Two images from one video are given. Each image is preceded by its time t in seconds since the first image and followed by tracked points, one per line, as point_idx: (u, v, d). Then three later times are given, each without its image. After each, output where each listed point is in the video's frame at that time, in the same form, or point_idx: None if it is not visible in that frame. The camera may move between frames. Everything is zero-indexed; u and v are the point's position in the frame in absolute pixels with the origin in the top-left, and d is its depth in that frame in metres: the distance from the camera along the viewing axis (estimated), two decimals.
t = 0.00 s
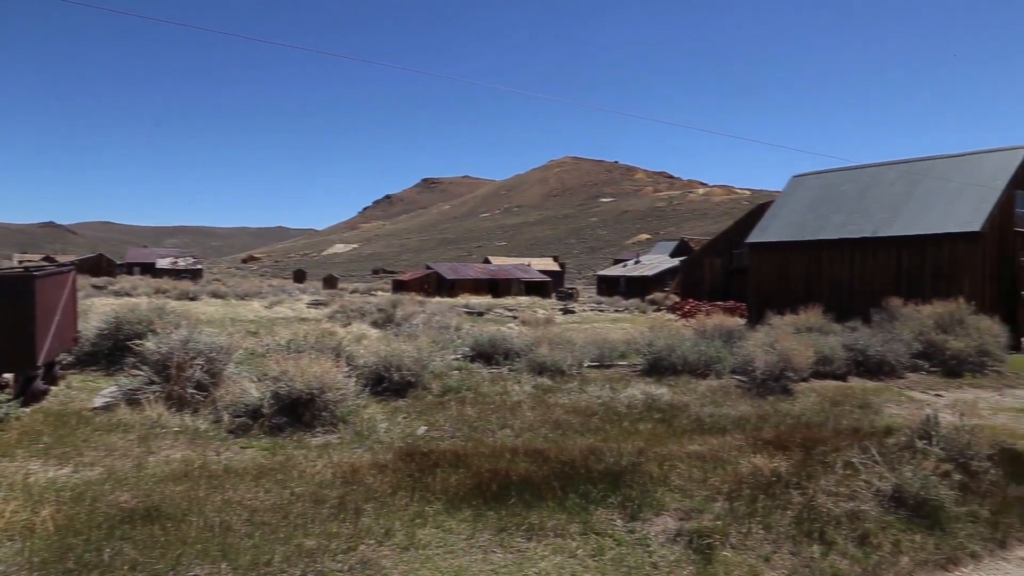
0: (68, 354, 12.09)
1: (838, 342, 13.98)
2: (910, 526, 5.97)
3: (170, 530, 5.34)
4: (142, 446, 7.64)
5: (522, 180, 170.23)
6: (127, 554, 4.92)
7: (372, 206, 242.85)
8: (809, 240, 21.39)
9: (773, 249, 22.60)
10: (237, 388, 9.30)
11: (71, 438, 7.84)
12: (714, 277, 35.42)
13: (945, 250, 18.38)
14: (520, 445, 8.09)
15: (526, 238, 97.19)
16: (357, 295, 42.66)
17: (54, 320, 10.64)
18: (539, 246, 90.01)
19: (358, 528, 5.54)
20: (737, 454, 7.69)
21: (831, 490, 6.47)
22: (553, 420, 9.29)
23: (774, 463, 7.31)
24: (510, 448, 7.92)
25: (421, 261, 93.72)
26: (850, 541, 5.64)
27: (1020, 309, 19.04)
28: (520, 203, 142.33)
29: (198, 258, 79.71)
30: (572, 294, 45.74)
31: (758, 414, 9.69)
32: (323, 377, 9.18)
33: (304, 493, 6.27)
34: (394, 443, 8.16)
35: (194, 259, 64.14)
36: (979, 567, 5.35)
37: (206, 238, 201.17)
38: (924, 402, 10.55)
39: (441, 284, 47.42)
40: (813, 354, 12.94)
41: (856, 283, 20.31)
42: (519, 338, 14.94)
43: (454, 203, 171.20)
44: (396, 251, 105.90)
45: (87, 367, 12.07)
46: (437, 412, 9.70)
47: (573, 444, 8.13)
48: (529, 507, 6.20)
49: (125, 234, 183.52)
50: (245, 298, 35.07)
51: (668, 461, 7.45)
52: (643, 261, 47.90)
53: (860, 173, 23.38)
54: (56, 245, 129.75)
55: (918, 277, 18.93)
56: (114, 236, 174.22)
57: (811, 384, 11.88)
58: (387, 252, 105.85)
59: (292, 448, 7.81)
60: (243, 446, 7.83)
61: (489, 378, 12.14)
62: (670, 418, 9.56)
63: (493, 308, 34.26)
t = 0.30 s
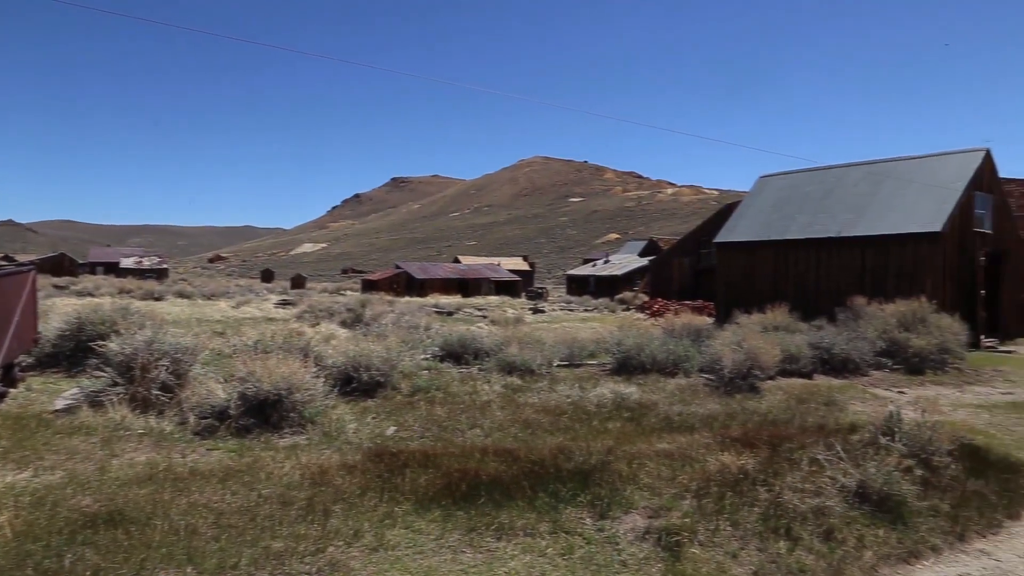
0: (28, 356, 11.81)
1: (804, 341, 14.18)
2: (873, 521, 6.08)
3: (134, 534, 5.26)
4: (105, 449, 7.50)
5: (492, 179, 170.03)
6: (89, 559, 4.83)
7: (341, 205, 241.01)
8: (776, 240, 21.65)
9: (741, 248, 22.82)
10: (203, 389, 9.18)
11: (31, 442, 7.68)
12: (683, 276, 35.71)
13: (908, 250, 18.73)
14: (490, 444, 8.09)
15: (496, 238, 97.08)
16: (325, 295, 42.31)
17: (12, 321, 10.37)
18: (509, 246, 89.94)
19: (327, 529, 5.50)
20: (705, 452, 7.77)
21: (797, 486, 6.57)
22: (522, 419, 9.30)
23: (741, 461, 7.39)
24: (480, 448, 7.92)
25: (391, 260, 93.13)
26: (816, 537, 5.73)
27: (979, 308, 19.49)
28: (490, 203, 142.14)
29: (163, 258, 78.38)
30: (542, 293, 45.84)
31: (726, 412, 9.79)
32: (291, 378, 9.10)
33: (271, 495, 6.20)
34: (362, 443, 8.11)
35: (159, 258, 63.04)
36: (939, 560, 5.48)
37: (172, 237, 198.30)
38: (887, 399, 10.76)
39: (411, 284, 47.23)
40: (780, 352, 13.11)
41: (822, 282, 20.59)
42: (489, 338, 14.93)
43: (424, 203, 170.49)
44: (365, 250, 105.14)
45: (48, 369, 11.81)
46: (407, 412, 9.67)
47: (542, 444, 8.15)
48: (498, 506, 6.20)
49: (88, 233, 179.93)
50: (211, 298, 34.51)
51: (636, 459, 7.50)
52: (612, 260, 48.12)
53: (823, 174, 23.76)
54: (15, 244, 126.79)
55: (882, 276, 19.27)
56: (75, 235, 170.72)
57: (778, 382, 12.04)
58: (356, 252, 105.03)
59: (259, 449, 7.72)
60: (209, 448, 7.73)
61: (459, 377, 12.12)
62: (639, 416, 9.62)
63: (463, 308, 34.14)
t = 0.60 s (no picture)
0: None
1: (771, 340, 14.35)
2: (839, 516, 6.17)
3: (97, 539, 5.17)
4: (67, 452, 7.36)
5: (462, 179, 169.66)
6: (50, 566, 4.73)
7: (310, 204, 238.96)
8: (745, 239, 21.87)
9: (710, 248, 23.00)
10: (168, 390, 9.06)
11: None
12: (653, 276, 35.92)
13: (874, 250, 19.05)
14: (460, 445, 8.08)
15: (466, 237, 96.88)
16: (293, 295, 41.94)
17: None
18: (480, 246, 89.80)
19: (295, 531, 5.45)
20: (673, 450, 7.83)
21: (764, 484, 6.65)
22: (492, 419, 9.31)
23: (709, 459, 7.47)
24: (450, 448, 7.90)
25: (361, 260, 92.48)
26: (782, 533, 5.81)
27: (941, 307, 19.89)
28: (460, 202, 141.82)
29: (127, 257, 77.02)
30: (512, 293, 45.88)
31: (695, 411, 9.88)
32: (259, 378, 9.00)
33: (238, 497, 6.14)
34: (332, 444, 8.06)
35: (123, 258, 61.96)
36: (902, 554, 5.59)
37: (137, 236, 195.22)
38: (852, 397, 10.94)
39: (381, 283, 47.07)
40: (748, 351, 13.25)
41: (790, 281, 20.84)
42: (459, 338, 14.91)
43: (394, 202, 169.62)
44: (335, 250, 104.30)
45: (8, 371, 11.56)
46: (377, 412, 9.62)
47: (513, 443, 8.16)
48: (468, 506, 6.20)
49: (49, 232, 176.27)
50: (177, 298, 34.00)
51: (606, 458, 7.55)
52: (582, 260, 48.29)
53: (790, 175, 24.09)
54: None
55: (848, 275, 19.57)
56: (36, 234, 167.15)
57: (746, 381, 12.18)
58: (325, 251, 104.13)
59: (226, 451, 7.64)
60: (175, 450, 7.62)
61: (429, 378, 12.09)
62: (609, 416, 9.68)
63: (433, 308, 34.01)
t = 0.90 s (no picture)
0: None
1: (738, 339, 14.51)
2: (804, 513, 6.26)
3: (57, 546, 5.07)
4: (25, 456, 7.20)
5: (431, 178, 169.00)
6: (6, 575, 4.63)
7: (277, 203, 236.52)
8: (712, 239, 22.11)
9: (678, 249, 23.18)
10: (131, 392, 8.91)
11: None
12: (621, 276, 36.14)
13: (838, 249, 19.37)
14: (430, 445, 8.06)
15: (436, 237, 96.57)
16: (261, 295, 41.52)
17: None
18: (450, 245, 89.56)
19: (262, 534, 5.40)
20: (642, 449, 7.89)
21: (731, 481, 6.73)
22: (462, 419, 9.29)
23: (677, 457, 7.53)
24: (419, 448, 7.87)
25: (329, 260, 91.69)
26: (749, 530, 5.88)
27: (903, 306, 20.28)
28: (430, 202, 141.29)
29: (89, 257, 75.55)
30: (482, 293, 45.86)
31: (663, 409, 9.96)
32: (224, 380, 8.89)
33: (203, 500, 6.06)
34: (299, 445, 7.99)
35: (86, 258, 60.82)
36: (865, 549, 5.69)
37: (99, 235, 191.72)
38: (817, 395, 11.12)
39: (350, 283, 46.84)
40: (715, 350, 13.39)
41: (757, 281, 21.10)
42: (428, 338, 14.86)
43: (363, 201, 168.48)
44: (303, 250, 103.33)
45: None
46: (345, 413, 9.56)
47: (482, 443, 8.16)
48: (437, 507, 6.18)
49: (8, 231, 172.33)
50: (142, 298, 33.50)
51: (575, 457, 7.58)
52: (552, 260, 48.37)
53: (756, 177, 24.41)
54: None
55: (813, 274, 19.87)
56: None
57: (713, 380, 12.31)
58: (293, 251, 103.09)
59: (191, 453, 7.54)
60: (139, 454, 7.50)
61: (397, 378, 12.04)
62: (578, 415, 9.72)
63: (402, 308, 33.90)
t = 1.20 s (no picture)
0: None
1: (706, 338, 14.66)
2: (770, 509, 6.34)
3: (14, 553, 4.95)
4: None
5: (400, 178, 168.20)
6: None
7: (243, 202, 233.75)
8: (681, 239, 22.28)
9: (647, 248, 23.32)
10: (92, 395, 8.73)
11: None
12: (590, 275, 36.33)
13: (803, 249, 19.64)
14: (398, 446, 8.03)
15: (405, 237, 96.16)
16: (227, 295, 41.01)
17: None
18: (419, 245, 89.25)
19: (227, 537, 5.33)
20: (610, 448, 7.93)
21: (698, 479, 6.80)
22: (430, 420, 9.25)
23: (645, 456, 7.58)
24: (387, 449, 7.83)
25: (296, 260, 90.83)
26: (715, 527, 5.94)
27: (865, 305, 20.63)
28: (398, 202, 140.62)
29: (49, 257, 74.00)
30: (451, 293, 45.76)
31: (632, 409, 10.02)
32: (189, 381, 8.76)
33: (167, 504, 5.97)
34: (266, 447, 7.91)
35: (45, 258, 59.60)
36: (829, 544, 5.78)
37: (59, 234, 187.88)
38: (782, 393, 11.27)
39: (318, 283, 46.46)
40: (683, 349, 13.50)
41: (724, 280, 21.30)
42: (396, 338, 14.79)
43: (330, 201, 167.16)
44: (269, 250, 102.25)
45: None
46: (312, 415, 9.48)
47: (451, 443, 8.15)
48: (405, 508, 6.16)
49: None
50: (104, 298, 32.94)
51: (544, 456, 7.59)
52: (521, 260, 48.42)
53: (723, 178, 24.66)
54: None
55: (779, 274, 20.12)
56: None
57: (680, 379, 12.42)
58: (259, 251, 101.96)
59: (155, 456, 7.42)
60: (100, 457, 7.36)
61: (365, 378, 11.97)
62: (546, 414, 9.75)
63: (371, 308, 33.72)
